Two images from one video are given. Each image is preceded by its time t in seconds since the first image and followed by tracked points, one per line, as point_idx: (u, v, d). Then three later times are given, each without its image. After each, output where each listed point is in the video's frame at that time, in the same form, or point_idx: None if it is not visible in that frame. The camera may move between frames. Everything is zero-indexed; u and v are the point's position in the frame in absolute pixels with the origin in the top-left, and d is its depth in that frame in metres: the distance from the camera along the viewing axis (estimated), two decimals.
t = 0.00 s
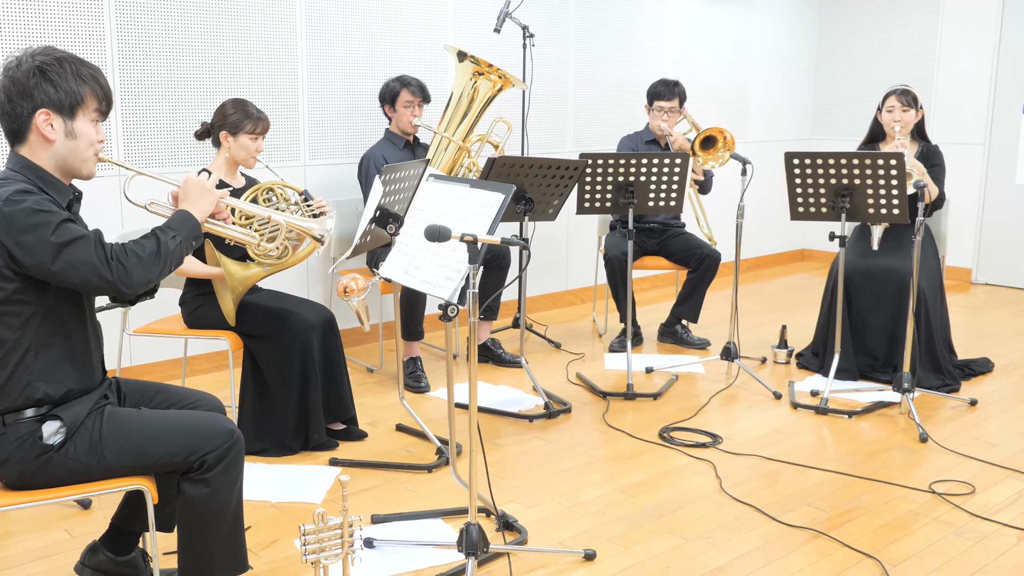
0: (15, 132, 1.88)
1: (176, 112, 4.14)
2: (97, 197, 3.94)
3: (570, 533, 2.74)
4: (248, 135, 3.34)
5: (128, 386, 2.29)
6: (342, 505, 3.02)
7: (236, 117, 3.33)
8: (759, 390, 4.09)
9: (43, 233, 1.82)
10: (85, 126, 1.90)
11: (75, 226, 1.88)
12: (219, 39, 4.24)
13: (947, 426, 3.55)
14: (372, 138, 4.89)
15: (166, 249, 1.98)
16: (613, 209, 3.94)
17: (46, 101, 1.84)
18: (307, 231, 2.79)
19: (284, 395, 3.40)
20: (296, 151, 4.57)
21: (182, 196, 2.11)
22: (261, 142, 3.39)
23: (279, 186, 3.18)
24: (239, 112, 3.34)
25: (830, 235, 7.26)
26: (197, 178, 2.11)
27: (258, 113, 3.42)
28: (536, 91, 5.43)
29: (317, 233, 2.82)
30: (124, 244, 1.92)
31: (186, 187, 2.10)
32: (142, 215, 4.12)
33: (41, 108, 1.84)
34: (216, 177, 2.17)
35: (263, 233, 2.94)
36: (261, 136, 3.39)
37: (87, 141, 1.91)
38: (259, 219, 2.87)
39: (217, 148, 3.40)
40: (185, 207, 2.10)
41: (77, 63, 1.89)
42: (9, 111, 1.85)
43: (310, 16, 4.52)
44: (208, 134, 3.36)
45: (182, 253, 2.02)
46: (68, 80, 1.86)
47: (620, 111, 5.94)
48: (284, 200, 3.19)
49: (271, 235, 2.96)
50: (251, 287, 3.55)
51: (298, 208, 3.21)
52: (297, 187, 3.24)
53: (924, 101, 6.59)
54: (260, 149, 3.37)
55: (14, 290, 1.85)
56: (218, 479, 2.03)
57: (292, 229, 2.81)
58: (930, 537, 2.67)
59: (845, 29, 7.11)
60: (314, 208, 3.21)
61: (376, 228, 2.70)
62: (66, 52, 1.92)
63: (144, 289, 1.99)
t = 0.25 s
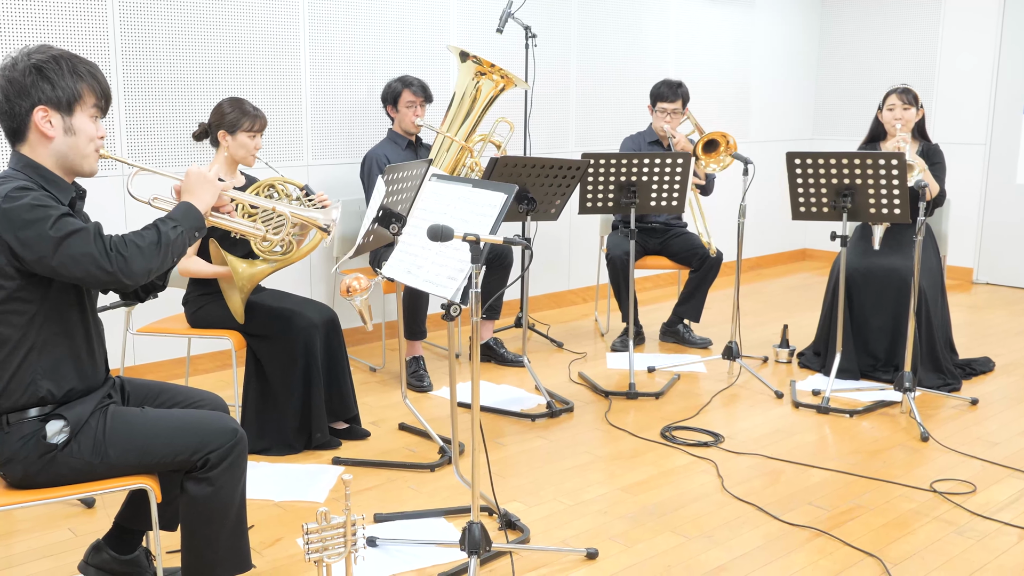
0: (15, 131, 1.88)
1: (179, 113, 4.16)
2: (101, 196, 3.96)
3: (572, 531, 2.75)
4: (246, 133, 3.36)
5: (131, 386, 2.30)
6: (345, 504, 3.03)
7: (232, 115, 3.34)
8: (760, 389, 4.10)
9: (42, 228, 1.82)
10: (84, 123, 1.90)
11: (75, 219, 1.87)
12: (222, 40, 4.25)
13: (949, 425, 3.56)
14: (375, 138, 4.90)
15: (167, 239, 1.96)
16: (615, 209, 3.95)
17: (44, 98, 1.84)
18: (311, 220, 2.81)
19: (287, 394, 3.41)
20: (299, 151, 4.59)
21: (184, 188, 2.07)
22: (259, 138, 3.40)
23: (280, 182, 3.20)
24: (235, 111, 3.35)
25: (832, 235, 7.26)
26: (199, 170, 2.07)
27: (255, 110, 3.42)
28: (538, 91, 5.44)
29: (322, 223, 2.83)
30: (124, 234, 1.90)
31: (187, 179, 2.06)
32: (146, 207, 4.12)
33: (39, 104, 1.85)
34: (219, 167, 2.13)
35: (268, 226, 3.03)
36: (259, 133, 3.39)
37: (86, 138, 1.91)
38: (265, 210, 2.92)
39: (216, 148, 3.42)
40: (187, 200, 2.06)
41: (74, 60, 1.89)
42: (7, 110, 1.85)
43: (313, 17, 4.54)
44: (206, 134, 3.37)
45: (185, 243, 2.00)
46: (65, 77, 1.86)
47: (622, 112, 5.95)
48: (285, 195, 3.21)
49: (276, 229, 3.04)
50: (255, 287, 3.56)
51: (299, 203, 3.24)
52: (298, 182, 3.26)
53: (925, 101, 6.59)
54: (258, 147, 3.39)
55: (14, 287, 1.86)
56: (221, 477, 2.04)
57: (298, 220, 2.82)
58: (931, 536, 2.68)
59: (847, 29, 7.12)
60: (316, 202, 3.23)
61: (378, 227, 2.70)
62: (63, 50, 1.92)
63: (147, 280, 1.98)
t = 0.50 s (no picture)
0: (17, 130, 1.90)
1: (182, 114, 4.17)
2: (105, 196, 3.97)
3: (574, 530, 2.77)
4: (243, 131, 3.37)
5: (135, 386, 2.32)
6: (347, 503, 3.04)
7: (229, 114, 3.35)
8: (762, 388, 4.10)
9: (38, 226, 1.83)
10: (86, 122, 1.91)
11: (72, 218, 1.88)
12: (225, 41, 4.26)
13: (950, 424, 3.57)
14: (378, 139, 4.92)
15: (164, 237, 1.96)
16: (617, 209, 3.96)
17: (45, 97, 1.85)
18: (315, 221, 2.81)
19: (290, 393, 3.42)
20: (302, 151, 4.60)
21: (185, 188, 2.08)
22: (256, 136, 3.42)
23: (279, 178, 3.22)
24: (231, 109, 3.37)
25: (833, 234, 7.26)
26: (200, 169, 2.07)
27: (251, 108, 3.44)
28: (540, 91, 5.45)
29: (326, 225, 2.84)
30: (120, 232, 1.91)
31: (189, 179, 2.07)
32: (149, 211, 4.15)
33: (40, 103, 1.86)
34: (221, 167, 2.13)
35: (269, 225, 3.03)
36: (256, 131, 3.41)
37: (88, 137, 1.92)
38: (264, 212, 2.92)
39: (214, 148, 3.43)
40: (188, 199, 2.07)
41: (77, 60, 1.90)
42: (10, 109, 1.87)
43: (316, 18, 4.55)
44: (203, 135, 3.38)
45: (183, 242, 2.00)
46: (68, 77, 1.88)
47: (624, 112, 5.96)
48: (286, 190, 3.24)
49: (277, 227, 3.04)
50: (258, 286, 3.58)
51: (300, 197, 3.27)
52: (297, 177, 3.29)
53: (926, 101, 6.59)
54: (256, 145, 3.40)
55: (14, 286, 1.86)
56: (225, 476, 2.05)
57: (302, 221, 2.84)
58: (932, 535, 2.69)
59: (848, 29, 7.12)
60: (316, 196, 3.28)
61: (382, 227, 2.72)
62: (68, 51, 1.94)
63: (145, 279, 1.98)
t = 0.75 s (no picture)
0: (24, 129, 1.90)
1: (186, 114, 4.19)
2: (109, 196, 3.99)
3: (577, 529, 2.77)
4: (239, 130, 3.38)
5: (138, 386, 2.33)
6: (350, 502, 3.05)
7: (224, 113, 3.36)
8: (763, 387, 4.11)
9: (43, 226, 1.83)
10: (92, 124, 1.92)
11: (77, 219, 1.89)
12: (228, 42, 4.28)
13: (951, 423, 3.57)
14: (380, 139, 4.93)
15: (168, 241, 1.97)
16: (619, 209, 3.97)
17: (53, 98, 1.87)
18: (317, 228, 2.83)
19: (293, 392, 3.43)
20: (305, 151, 4.61)
21: (189, 193, 2.10)
22: (252, 134, 3.42)
23: (278, 175, 3.23)
24: (226, 108, 3.38)
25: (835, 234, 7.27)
26: (205, 175, 2.09)
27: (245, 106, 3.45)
28: (543, 91, 5.46)
29: (327, 232, 2.85)
30: (125, 235, 1.92)
31: (193, 184, 2.09)
32: (152, 213, 4.17)
33: (48, 104, 1.87)
34: (225, 171, 2.16)
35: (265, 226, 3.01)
36: (251, 129, 3.42)
37: (94, 138, 1.94)
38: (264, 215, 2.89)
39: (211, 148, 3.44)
40: (192, 203, 2.09)
41: (86, 62, 1.91)
42: (17, 108, 1.88)
43: (319, 18, 4.57)
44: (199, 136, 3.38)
45: (186, 246, 2.02)
46: (76, 79, 1.89)
47: (626, 112, 5.97)
48: (285, 186, 3.24)
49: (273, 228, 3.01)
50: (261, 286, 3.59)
51: (300, 193, 3.25)
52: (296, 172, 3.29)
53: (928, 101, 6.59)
54: (253, 142, 3.41)
55: (18, 286, 1.87)
56: (228, 475, 2.07)
57: (305, 228, 2.86)
58: (933, 533, 2.70)
59: (850, 29, 7.12)
60: (316, 189, 3.25)
61: (384, 226, 2.72)
62: (77, 52, 1.95)
63: (147, 282, 1.99)
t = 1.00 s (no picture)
0: (30, 129, 1.91)
1: (189, 115, 4.20)
2: (112, 196, 4.00)
3: (579, 528, 2.78)
4: (234, 129, 3.39)
5: (142, 384, 2.35)
6: (353, 501, 3.06)
7: (219, 113, 3.37)
8: (765, 386, 4.12)
9: (53, 224, 1.85)
10: (99, 123, 1.94)
11: (86, 217, 1.90)
12: (230, 42, 4.29)
13: (952, 422, 3.58)
14: (383, 139, 4.94)
15: (177, 238, 1.99)
16: (621, 208, 3.98)
17: (61, 97, 1.88)
18: (321, 226, 2.82)
19: (296, 391, 3.45)
20: (308, 151, 4.63)
21: (195, 192, 2.12)
22: (248, 132, 3.43)
23: (276, 172, 3.25)
24: (221, 108, 3.37)
25: (837, 233, 7.27)
26: (210, 173, 2.11)
27: (240, 104, 3.45)
28: (545, 91, 5.47)
29: (330, 229, 2.85)
30: (134, 232, 1.93)
31: (199, 183, 2.11)
32: (156, 214, 4.18)
33: (55, 103, 1.88)
34: (230, 170, 2.18)
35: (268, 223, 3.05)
36: (247, 127, 3.42)
37: (100, 138, 1.95)
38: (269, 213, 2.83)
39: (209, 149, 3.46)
40: (198, 201, 2.11)
41: (92, 63, 1.93)
42: (24, 108, 1.89)
43: (322, 19, 4.58)
44: (196, 137, 3.40)
45: (195, 243, 2.04)
46: (83, 79, 1.90)
47: (628, 112, 5.98)
48: (284, 183, 3.26)
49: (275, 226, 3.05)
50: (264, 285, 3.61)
51: (299, 189, 3.27)
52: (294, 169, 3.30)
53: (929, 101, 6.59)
54: (249, 141, 3.41)
55: (26, 283, 1.88)
56: (231, 474, 2.08)
57: (308, 226, 2.85)
58: (935, 532, 2.71)
59: (851, 29, 7.12)
60: (314, 184, 3.25)
61: (388, 226, 2.73)
62: (83, 54, 1.97)
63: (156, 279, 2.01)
